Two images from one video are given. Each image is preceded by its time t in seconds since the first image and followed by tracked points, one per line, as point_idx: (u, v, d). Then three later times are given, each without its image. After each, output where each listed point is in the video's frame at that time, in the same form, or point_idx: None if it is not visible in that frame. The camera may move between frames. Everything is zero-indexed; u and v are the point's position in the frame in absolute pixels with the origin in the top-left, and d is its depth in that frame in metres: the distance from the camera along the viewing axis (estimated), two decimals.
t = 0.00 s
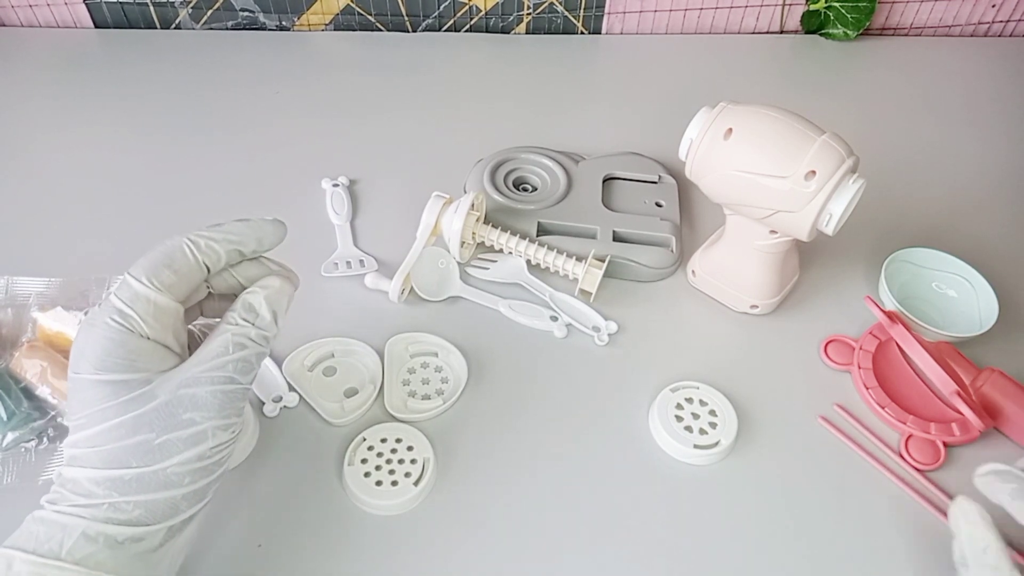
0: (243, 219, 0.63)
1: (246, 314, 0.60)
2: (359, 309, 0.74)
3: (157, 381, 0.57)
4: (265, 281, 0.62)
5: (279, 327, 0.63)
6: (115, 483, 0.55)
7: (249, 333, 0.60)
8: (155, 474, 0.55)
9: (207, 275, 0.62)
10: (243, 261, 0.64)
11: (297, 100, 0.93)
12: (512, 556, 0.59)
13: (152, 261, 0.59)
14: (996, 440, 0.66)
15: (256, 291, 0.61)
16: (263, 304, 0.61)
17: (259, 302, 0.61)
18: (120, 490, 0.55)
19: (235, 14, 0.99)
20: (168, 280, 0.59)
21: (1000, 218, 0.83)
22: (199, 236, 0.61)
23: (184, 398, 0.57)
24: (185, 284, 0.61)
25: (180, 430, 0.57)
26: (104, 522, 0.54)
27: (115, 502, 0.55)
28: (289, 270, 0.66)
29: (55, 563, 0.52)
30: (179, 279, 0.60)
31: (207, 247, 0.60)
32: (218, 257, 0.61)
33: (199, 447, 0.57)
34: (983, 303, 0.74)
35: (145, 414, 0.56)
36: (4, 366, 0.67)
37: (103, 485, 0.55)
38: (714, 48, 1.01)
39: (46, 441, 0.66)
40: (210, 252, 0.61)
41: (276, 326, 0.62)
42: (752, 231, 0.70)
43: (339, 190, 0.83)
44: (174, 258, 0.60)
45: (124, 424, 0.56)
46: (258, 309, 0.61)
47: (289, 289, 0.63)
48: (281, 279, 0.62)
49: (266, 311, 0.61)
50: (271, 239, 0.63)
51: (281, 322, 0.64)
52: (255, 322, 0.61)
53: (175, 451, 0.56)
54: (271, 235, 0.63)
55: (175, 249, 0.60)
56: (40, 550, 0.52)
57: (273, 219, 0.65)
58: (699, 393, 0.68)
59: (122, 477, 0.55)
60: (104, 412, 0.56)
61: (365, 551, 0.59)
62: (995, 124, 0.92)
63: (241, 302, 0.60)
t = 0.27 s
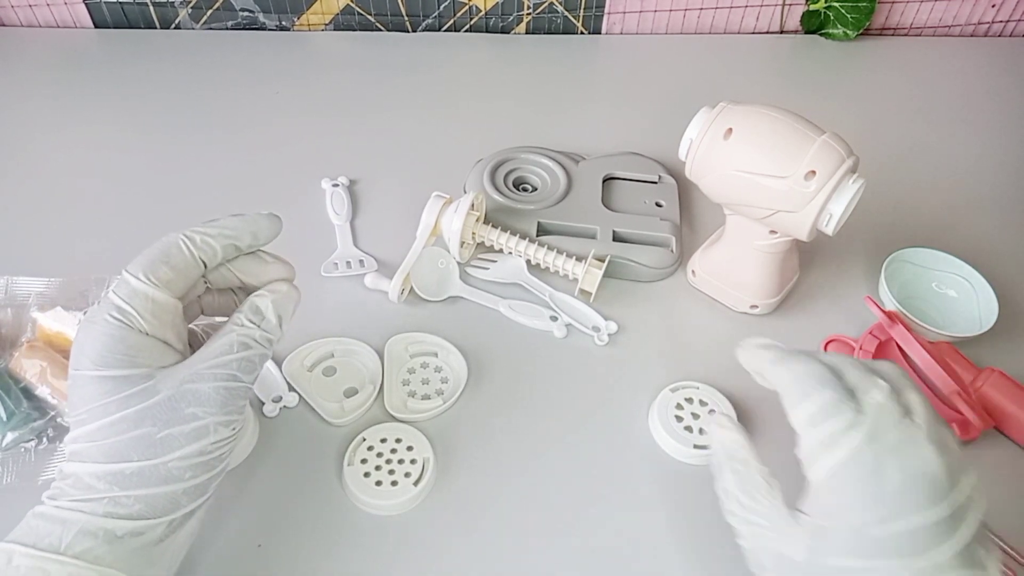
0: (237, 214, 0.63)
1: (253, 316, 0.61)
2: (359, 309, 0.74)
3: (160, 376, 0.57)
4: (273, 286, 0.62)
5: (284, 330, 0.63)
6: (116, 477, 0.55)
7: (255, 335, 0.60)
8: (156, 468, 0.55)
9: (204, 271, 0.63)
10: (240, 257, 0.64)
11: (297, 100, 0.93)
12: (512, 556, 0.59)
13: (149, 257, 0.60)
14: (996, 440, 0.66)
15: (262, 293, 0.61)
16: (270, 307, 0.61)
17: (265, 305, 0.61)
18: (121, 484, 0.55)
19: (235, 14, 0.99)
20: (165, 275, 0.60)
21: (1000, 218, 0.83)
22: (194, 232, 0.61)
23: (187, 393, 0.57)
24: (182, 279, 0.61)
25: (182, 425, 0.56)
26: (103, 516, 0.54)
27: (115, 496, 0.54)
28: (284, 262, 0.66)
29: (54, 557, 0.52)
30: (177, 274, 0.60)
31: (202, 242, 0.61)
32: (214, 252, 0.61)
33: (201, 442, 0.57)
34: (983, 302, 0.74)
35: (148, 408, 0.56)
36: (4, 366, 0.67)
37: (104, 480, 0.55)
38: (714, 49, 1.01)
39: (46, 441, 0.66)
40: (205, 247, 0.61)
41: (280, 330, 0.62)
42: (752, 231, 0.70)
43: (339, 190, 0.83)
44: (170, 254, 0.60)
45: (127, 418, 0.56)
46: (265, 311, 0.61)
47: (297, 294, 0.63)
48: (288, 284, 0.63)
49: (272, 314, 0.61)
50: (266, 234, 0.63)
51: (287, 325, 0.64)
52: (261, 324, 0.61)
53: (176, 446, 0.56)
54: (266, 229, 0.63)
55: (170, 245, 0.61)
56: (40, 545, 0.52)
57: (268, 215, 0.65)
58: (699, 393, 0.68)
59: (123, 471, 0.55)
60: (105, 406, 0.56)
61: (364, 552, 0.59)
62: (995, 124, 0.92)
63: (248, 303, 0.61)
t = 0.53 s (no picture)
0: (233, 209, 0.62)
1: (242, 309, 0.61)
2: (359, 309, 0.74)
3: (157, 371, 0.57)
4: (262, 279, 0.62)
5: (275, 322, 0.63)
6: (114, 472, 0.54)
7: (246, 327, 0.60)
8: (153, 462, 0.55)
9: (201, 267, 0.62)
10: (238, 252, 0.63)
11: (297, 100, 0.93)
12: (512, 557, 0.59)
13: (147, 253, 0.59)
14: (996, 440, 0.66)
15: (251, 287, 0.61)
16: (259, 300, 0.61)
17: (255, 298, 0.61)
18: (120, 479, 0.54)
19: (235, 14, 0.99)
20: (163, 271, 0.59)
21: (1000, 218, 0.83)
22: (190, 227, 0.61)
23: (182, 386, 0.57)
24: (181, 275, 0.60)
25: (178, 418, 0.57)
26: (103, 512, 0.54)
27: (114, 491, 0.54)
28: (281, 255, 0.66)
29: (55, 552, 0.51)
30: (175, 270, 0.59)
31: (199, 238, 0.60)
32: (211, 248, 0.60)
33: (197, 435, 0.57)
34: (984, 303, 0.74)
35: (144, 402, 0.56)
36: (4, 367, 0.67)
37: (103, 475, 0.54)
38: (714, 49, 1.01)
39: (45, 441, 0.65)
40: (202, 243, 0.60)
41: (273, 321, 0.62)
42: (752, 231, 0.70)
43: (339, 190, 0.83)
44: (167, 250, 0.59)
45: (124, 412, 0.56)
46: (255, 304, 0.61)
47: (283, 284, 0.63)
48: (276, 276, 0.63)
49: (262, 305, 0.61)
50: (263, 229, 0.63)
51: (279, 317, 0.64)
52: (252, 316, 0.61)
53: (173, 440, 0.56)
54: (263, 224, 0.63)
55: (167, 241, 0.60)
56: (41, 540, 0.52)
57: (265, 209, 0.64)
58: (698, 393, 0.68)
59: (122, 466, 0.55)
60: (103, 402, 0.56)
61: (364, 552, 0.59)
62: (995, 124, 0.92)
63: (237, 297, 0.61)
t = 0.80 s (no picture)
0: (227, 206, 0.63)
1: (231, 302, 0.61)
2: (358, 309, 0.74)
3: (150, 365, 0.57)
4: (249, 272, 0.62)
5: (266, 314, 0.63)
6: (110, 467, 0.54)
7: (235, 318, 0.60)
8: (147, 457, 0.55)
9: (196, 264, 0.62)
10: (233, 249, 0.64)
11: (297, 100, 0.93)
12: (511, 556, 0.59)
13: (142, 250, 0.59)
14: (996, 440, 0.66)
15: (239, 281, 0.61)
16: (248, 292, 0.61)
17: (243, 291, 0.61)
18: (115, 474, 0.54)
19: (236, 14, 0.99)
20: (158, 267, 0.59)
21: (999, 218, 0.83)
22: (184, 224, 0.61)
23: (174, 380, 0.57)
24: (176, 271, 0.60)
25: (171, 412, 0.56)
26: (98, 507, 0.53)
27: (110, 486, 0.54)
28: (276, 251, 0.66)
29: (50, 547, 0.51)
30: (170, 266, 0.60)
31: (194, 235, 0.61)
32: (206, 244, 0.61)
33: (189, 429, 0.56)
34: (984, 302, 0.73)
35: (137, 396, 0.56)
36: (4, 366, 0.67)
37: (99, 470, 0.54)
38: (715, 49, 1.01)
39: (46, 441, 0.65)
40: (197, 240, 0.61)
41: (263, 313, 0.62)
42: (752, 231, 0.70)
43: (339, 190, 0.83)
44: (162, 246, 0.60)
45: (117, 407, 0.55)
46: (243, 297, 0.61)
47: (270, 276, 0.63)
48: (263, 270, 0.63)
49: (250, 296, 0.61)
50: (257, 225, 0.63)
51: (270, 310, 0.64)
52: (241, 308, 0.61)
53: (166, 434, 0.56)
54: (256, 221, 0.63)
55: (163, 238, 0.60)
56: (37, 535, 0.52)
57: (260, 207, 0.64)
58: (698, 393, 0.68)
59: (117, 461, 0.54)
60: (98, 397, 0.56)
61: (363, 552, 0.59)
62: (994, 124, 0.92)
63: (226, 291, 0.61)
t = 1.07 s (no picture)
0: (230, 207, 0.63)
1: (233, 301, 0.60)
2: (359, 309, 0.74)
3: (153, 366, 0.57)
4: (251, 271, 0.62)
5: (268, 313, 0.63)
6: (113, 467, 0.54)
7: (236, 318, 0.60)
8: (149, 457, 0.55)
9: (199, 264, 0.62)
10: (237, 249, 0.64)
11: (297, 100, 0.93)
12: (512, 556, 0.59)
13: (146, 250, 0.60)
14: (996, 440, 0.66)
15: (240, 279, 0.61)
16: (248, 291, 0.61)
17: (244, 290, 0.61)
18: (118, 474, 0.54)
19: (236, 14, 0.99)
20: (161, 267, 0.59)
21: (999, 218, 0.83)
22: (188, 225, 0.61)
23: (177, 380, 0.57)
24: (180, 271, 0.60)
25: (173, 412, 0.56)
26: (100, 506, 0.53)
27: (112, 486, 0.54)
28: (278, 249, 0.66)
29: (52, 547, 0.51)
30: (173, 266, 0.60)
31: (198, 235, 0.61)
32: (210, 245, 0.61)
33: (191, 430, 0.56)
34: (984, 302, 0.73)
35: (140, 396, 0.56)
36: (4, 366, 0.67)
37: (102, 470, 0.54)
38: (715, 49, 1.01)
39: (46, 441, 0.66)
40: (201, 240, 0.61)
41: (265, 312, 0.62)
42: (753, 231, 0.70)
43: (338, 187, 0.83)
44: (166, 246, 0.60)
45: (120, 407, 0.55)
46: (245, 296, 0.61)
47: (272, 277, 0.63)
48: (265, 270, 0.63)
49: (251, 295, 0.61)
50: (260, 226, 0.63)
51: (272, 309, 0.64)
52: (242, 307, 0.61)
53: (169, 434, 0.56)
54: (259, 221, 0.63)
55: (166, 238, 0.60)
56: (39, 535, 0.52)
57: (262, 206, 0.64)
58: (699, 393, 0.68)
59: (119, 461, 0.54)
60: (102, 396, 0.56)
61: (363, 552, 0.59)
62: (994, 124, 0.92)
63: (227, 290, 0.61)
